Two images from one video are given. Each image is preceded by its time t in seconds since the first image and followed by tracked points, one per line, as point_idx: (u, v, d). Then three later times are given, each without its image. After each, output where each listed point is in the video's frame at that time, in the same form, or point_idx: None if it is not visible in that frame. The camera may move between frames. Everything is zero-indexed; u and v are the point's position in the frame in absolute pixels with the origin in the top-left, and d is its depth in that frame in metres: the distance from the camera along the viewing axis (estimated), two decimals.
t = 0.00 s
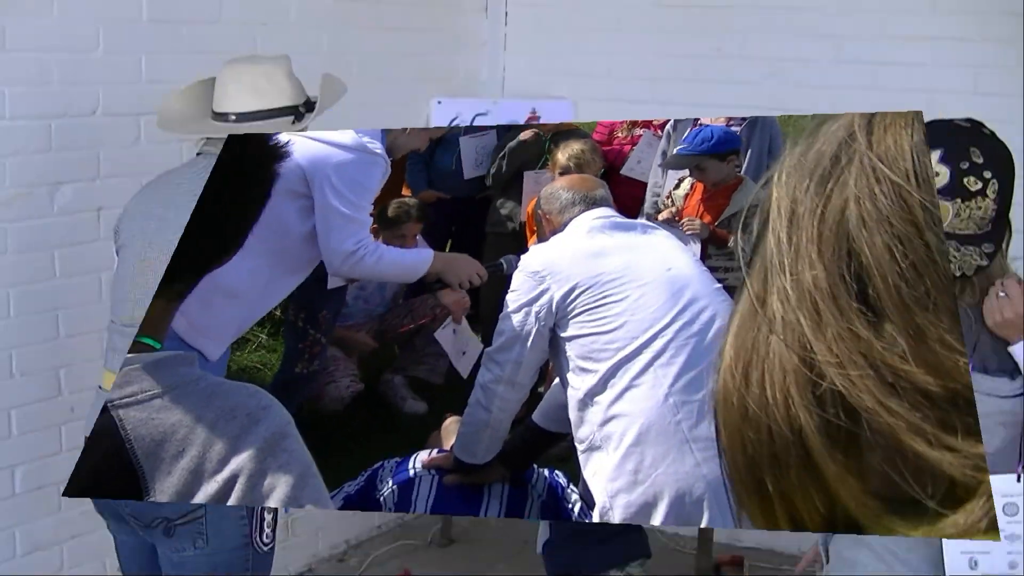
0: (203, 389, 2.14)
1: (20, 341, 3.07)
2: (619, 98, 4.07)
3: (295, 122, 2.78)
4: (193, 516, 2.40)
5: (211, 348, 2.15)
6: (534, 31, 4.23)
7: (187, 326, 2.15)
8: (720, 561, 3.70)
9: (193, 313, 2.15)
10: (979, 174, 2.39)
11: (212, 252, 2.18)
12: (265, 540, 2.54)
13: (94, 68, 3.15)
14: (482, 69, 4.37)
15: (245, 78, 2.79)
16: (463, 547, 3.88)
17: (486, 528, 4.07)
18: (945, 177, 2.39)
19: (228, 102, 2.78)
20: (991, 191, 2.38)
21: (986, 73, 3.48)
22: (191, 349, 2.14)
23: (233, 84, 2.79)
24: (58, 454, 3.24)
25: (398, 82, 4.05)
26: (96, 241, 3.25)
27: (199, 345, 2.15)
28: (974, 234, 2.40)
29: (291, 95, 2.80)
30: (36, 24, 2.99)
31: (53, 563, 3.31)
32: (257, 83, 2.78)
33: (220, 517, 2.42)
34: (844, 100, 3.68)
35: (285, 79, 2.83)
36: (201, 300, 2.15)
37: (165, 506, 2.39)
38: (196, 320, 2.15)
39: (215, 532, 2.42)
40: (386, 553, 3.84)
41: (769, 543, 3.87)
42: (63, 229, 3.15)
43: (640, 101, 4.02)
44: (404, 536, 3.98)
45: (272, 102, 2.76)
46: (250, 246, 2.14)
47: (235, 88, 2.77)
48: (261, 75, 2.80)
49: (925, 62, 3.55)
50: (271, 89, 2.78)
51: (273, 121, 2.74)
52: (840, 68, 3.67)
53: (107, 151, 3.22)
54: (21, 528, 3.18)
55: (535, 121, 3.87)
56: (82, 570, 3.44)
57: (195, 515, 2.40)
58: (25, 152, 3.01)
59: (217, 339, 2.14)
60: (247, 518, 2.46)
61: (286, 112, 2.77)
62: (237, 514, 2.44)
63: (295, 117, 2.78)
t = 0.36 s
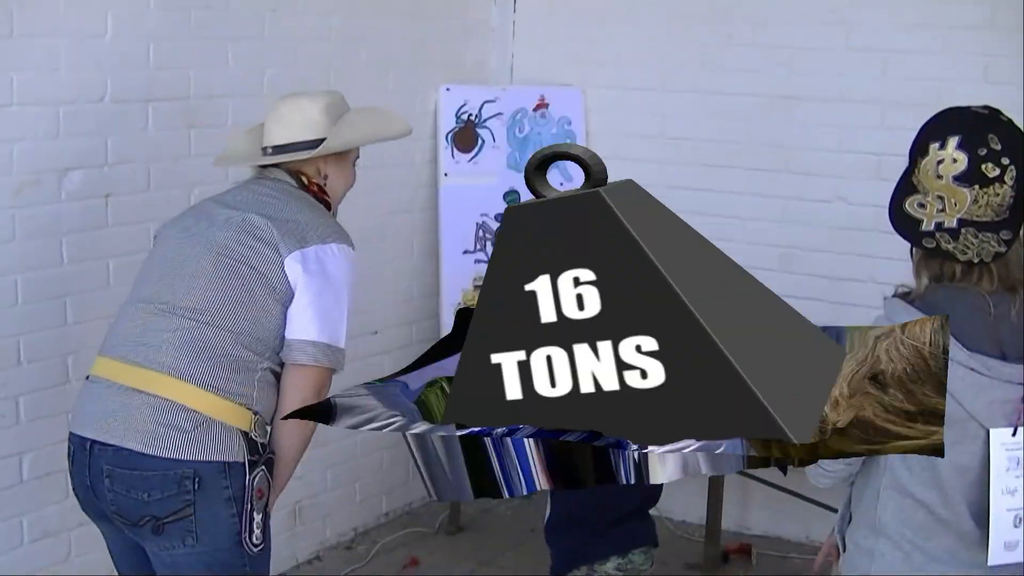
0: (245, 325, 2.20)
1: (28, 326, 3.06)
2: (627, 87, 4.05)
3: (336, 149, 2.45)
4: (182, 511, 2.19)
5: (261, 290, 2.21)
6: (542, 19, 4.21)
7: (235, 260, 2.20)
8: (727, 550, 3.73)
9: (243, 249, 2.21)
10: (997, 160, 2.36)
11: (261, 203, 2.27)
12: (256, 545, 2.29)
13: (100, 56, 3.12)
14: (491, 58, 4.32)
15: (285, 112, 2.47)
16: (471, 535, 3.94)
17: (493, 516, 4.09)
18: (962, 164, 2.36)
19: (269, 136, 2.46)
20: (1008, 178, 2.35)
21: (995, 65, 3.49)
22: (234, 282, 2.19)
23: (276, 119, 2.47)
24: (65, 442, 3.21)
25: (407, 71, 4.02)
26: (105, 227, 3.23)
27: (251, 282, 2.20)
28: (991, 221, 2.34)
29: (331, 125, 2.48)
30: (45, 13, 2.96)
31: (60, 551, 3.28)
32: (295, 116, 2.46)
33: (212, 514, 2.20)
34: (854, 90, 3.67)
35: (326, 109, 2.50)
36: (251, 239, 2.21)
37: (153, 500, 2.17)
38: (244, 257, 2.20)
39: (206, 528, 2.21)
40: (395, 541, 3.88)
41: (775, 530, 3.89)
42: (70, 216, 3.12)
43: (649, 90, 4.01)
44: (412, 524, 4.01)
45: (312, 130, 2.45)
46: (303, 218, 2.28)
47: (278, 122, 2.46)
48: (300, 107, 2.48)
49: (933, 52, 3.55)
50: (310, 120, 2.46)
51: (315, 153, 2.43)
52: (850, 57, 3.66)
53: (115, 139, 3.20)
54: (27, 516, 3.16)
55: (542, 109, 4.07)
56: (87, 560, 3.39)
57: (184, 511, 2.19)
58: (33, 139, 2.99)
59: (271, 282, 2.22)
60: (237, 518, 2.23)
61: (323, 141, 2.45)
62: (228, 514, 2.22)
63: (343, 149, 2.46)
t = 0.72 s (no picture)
0: (263, 329, 2.19)
1: (33, 315, 3.06)
2: (632, 75, 4.04)
3: (378, 188, 2.37)
4: (177, 507, 2.13)
5: (286, 298, 2.20)
6: (546, 7, 4.19)
7: (263, 264, 2.20)
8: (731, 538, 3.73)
9: (272, 256, 2.21)
10: (1007, 147, 2.07)
11: (296, 219, 2.28)
12: (251, 549, 2.20)
13: (103, 44, 3.12)
14: (495, 46, 4.29)
15: (328, 140, 2.36)
16: (475, 524, 3.95)
17: (497, 505, 4.09)
18: (971, 150, 2.07)
19: (311, 164, 2.34)
20: (1019, 164, 2.07)
21: (1002, 51, 3.46)
22: (258, 283, 2.19)
23: (317, 146, 2.35)
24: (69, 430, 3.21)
25: (412, 58, 4.01)
26: (109, 216, 3.21)
27: (277, 287, 2.20)
28: (1000, 209, 2.07)
29: (372, 158, 2.39)
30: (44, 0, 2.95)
31: (64, 541, 3.27)
32: (340, 146, 2.36)
33: (206, 513, 2.14)
34: (859, 78, 3.66)
35: (364, 141, 2.40)
36: (281, 247, 2.22)
37: (148, 493, 2.13)
38: (272, 263, 2.21)
39: (201, 526, 2.14)
40: (399, 530, 3.88)
41: (778, 519, 3.89)
42: (74, 205, 3.12)
43: (654, 78, 4.00)
44: (416, 513, 4.01)
45: (357, 164, 2.35)
46: (339, 239, 2.28)
47: (321, 151, 2.34)
48: (344, 136, 2.37)
49: (939, 39, 3.54)
50: (354, 153, 2.36)
51: (362, 189, 2.33)
52: (855, 44, 3.65)
53: (118, 127, 3.19)
54: (31, 505, 3.16)
55: (546, 97, 4.06)
56: (93, 549, 3.37)
57: (178, 507, 2.13)
58: (35, 127, 2.99)
59: (297, 292, 2.21)
60: (233, 518, 2.16)
61: (367, 175, 2.36)
62: (223, 510, 2.15)
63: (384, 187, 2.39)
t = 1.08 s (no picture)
0: (286, 333, 2.13)
1: (36, 310, 3.06)
2: (633, 70, 4.04)
3: (379, 185, 2.33)
4: (207, 513, 2.06)
5: (308, 301, 2.15)
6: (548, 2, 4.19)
7: (284, 268, 2.15)
8: (733, 533, 3.73)
9: (292, 260, 2.16)
10: (1012, 141, 2.05)
11: (314, 220, 2.23)
12: (282, 550, 2.12)
13: (104, 40, 3.12)
14: (496, 41, 4.30)
15: (327, 140, 2.30)
16: (476, 519, 3.95)
17: (498, 500, 4.09)
18: (976, 143, 2.05)
19: (311, 164, 2.29)
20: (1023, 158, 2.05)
21: (1003, 45, 3.46)
22: (279, 287, 2.14)
23: (317, 146, 2.30)
24: (70, 425, 3.21)
25: (413, 53, 4.01)
26: (109, 212, 3.21)
27: (299, 291, 2.14)
28: (1003, 203, 2.05)
29: (371, 155, 2.34)
30: None
31: (66, 535, 3.27)
32: (339, 145, 2.31)
33: (236, 518, 2.07)
34: (860, 73, 3.66)
35: (364, 142, 2.35)
36: (301, 251, 2.17)
37: (177, 501, 2.06)
38: (293, 267, 2.15)
39: (231, 531, 2.07)
40: (401, 524, 3.88)
41: (780, 513, 3.89)
42: (75, 200, 3.11)
43: (655, 73, 4.00)
44: (418, 508, 4.01)
45: (356, 162, 2.30)
46: (356, 240, 2.23)
47: (320, 150, 2.29)
48: (343, 134, 2.32)
49: (940, 34, 3.54)
50: (354, 151, 2.31)
51: (362, 188, 2.29)
52: (856, 39, 3.65)
53: (119, 122, 3.19)
54: (33, 500, 3.16)
55: (547, 92, 4.06)
56: (94, 544, 3.37)
57: (208, 513, 2.06)
58: (37, 122, 2.99)
59: (318, 294, 2.15)
60: (262, 521, 2.09)
61: (367, 173, 2.31)
62: (253, 514, 2.08)
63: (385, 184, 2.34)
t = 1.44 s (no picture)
0: (285, 332, 2.14)
1: (34, 306, 3.07)
2: (629, 65, 4.05)
3: (370, 182, 2.33)
4: (215, 514, 2.06)
5: (306, 301, 2.15)
6: None
7: (282, 268, 2.15)
8: (730, 527, 3.73)
9: (290, 260, 2.16)
10: (1000, 133, 2.06)
11: (308, 220, 2.23)
12: (289, 548, 2.13)
13: (101, 37, 3.12)
14: (492, 36, 4.31)
15: (318, 139, 2.30)
16: (474, 514, 3.96)
17: (495, 495, 4.10)
18: (965, 136, 2.06)
19: (302, 164, 2.28)
20: (1011, 150, 2.06)
21: (998, 39, 3.47)
22: (278, 288, 2.14)
23: (307, 145, 2.29)
24: (69, 421, 3.21)
25: (409, 49, 4.01)
26: (106, 208, 3.21)
27: (298, 290, 2.15)
28: (993, 195, 2.06)
29: (361, 152, 2.33)
30: None
31: (65, 532, 3.28)
32: (329, 144, 2.30)
33: (244, 517, 2.07)
34: (855, 67, 3.67)
35: (354, 138, 2.34)
36: (298, 251, 2.17)
37: (184, 503, 2.06)
38: (291, 268, 2.16)
39: (239, 531, 2.08)
40: (399, 519, 3.88)
41: (777, 507, 3.90)
42: (72, 197, 3.12)
43: (651, 68, 4.01)
44: (416, 503, 4.02)
45: (346, 160, 2.30)
46: (351, 238, 2.25)
47: (311, 150, 2.28)
48: (333, 133, 2.31)
49: (935, 28, 3.54)
50: (344, 149, 2.30)
51: (354, 186, 2.29)
52: (852, 33, 3.66)
53: (116, 119, 3.19)
54: (32, 496, 3.16)
55: (543, 88, 4.06)
56: (93, 540, 3.38)
57: (215, 514, 2.06)
58: (34, 119, 2.99)
59: (316, 293, 2.16)
60: (269, 520, 2.10)
61: (356, 170, 2.31)
62: (260, 513, 2.08)
63: (375, 180, 2.34)
